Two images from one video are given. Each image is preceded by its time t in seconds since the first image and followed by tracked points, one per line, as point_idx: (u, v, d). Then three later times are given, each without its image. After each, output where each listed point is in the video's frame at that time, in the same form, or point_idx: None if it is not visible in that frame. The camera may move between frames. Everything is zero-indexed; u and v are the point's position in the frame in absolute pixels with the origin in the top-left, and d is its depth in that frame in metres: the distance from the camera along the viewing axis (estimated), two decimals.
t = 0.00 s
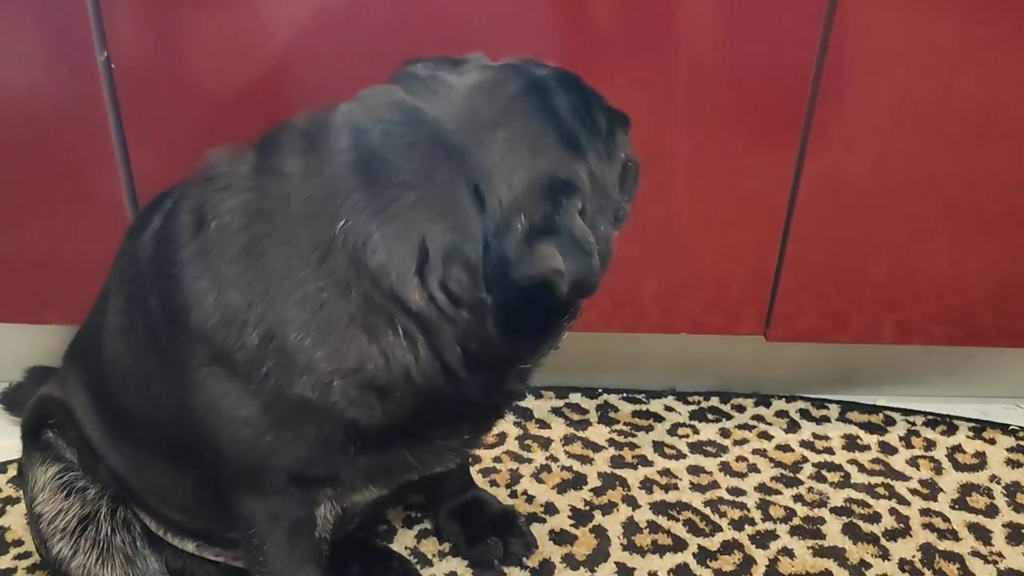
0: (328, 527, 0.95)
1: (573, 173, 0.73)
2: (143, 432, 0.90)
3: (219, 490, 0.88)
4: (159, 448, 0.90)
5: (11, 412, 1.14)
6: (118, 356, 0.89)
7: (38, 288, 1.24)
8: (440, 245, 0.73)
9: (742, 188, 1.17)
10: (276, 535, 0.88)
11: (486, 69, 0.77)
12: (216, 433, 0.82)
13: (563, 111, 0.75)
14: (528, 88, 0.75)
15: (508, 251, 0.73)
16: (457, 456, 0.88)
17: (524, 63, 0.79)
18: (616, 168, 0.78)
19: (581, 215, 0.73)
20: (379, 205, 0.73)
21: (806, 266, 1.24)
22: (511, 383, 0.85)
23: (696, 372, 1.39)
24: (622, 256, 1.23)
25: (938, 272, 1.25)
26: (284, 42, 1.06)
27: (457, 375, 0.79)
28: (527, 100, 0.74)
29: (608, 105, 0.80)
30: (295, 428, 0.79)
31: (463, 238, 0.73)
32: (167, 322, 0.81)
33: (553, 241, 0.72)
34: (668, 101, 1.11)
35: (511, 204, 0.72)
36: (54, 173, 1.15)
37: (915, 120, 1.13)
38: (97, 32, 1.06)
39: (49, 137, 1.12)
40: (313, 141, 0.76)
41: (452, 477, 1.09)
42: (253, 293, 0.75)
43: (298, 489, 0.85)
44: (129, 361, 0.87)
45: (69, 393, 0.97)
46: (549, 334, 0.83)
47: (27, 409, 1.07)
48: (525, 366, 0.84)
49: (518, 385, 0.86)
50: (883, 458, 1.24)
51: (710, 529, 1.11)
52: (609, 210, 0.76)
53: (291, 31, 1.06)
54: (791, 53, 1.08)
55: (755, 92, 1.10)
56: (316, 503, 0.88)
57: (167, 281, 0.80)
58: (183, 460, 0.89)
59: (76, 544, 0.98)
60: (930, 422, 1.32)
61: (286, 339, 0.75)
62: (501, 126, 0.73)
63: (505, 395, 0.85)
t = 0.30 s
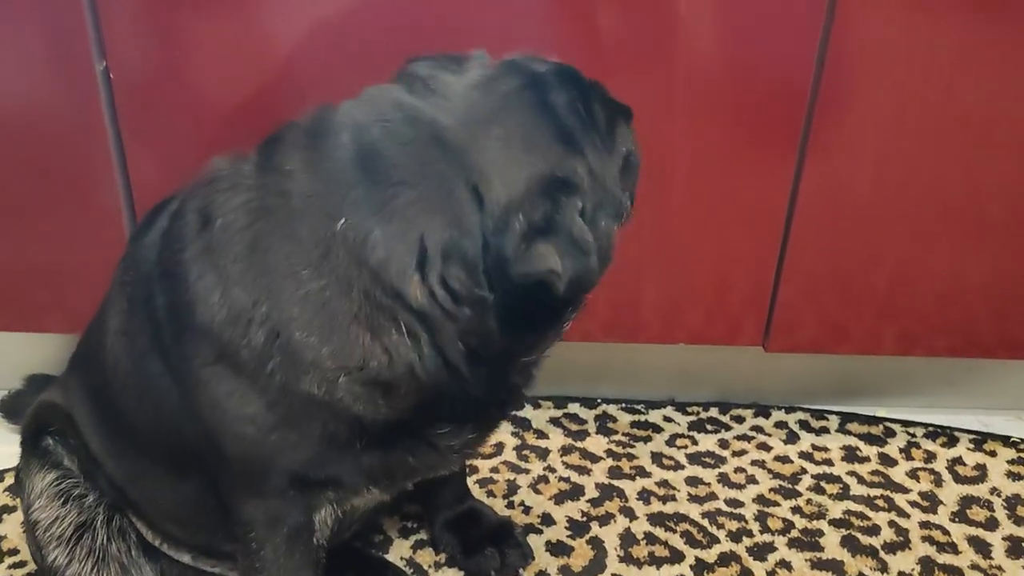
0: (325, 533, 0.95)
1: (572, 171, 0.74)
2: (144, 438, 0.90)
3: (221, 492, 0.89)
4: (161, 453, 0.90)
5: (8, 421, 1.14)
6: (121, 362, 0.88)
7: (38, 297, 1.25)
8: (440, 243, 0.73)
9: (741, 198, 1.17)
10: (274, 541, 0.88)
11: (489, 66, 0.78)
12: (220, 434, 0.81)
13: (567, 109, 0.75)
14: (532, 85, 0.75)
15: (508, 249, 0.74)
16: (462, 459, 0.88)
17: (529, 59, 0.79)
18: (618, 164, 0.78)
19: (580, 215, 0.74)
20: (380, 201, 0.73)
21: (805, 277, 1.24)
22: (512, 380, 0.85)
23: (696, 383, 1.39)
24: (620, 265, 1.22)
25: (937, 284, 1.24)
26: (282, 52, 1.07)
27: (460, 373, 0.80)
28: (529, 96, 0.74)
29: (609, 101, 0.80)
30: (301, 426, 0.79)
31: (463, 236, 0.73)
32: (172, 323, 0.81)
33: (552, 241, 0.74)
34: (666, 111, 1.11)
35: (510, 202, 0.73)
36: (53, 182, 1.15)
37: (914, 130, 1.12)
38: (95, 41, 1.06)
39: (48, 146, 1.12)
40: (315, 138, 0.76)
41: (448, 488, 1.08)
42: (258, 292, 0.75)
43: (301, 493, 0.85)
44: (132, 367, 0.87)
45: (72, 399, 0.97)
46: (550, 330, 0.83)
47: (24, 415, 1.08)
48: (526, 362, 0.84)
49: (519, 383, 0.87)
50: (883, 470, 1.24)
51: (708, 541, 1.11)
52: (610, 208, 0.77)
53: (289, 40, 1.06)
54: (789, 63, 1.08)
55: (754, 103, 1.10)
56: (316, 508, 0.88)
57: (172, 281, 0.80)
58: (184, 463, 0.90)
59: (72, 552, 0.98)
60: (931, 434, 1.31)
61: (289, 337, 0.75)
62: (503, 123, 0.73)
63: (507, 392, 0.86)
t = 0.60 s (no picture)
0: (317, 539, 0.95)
1: (556, 195, 0.71)
2: (139, 443, 0.90)
3: (213, 495, 0.89)
4: (155, 456, 0.90)
5: (5, 426, 1.14)
6: (112, 358, 0.88)
7: (36, 301, 1.25)
8: (413, 244, 0.73)
9: (740, 206, 1.17)
10: (262, 546, 0.88)
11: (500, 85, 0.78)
12: (204, 430, 0.81)
13: (562, 130, 0.74)
14: (533, 101, 0.75)
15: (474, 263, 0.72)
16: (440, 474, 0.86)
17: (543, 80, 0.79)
18: (617, 195, 0.75)
19: (557, 240, 0.71)
20: (361, 197, 0.73)
21: (804, 285, 1.23)
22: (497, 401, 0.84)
23: (695, 390, 1.38)
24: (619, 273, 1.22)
25: (938, 293, 1.24)
26: (281, 59, 1.06)
27: (433, 382, 0.79)
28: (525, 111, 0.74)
29: (623, 132, 0.78)
30: (274, 426, 0.78)
31: (437, 240, 0.73)
32: (160, 311, 0.81)
33: (516, 257, 0.71)
34: (665, 119, 1.10)
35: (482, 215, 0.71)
36: (51, 188, 1.15)
37: (915, 138, 1.12)
38: (94, 48, 1.06)
39: (47, 152, 1.12)
40: (318, 135, 0.78)
41: (446, 495, 1.08)
42: (238, 283, 0.75)
43: (283, 498, 0.85)
44: (122, 365, 0.87)
45: (68, 405, 0.97)
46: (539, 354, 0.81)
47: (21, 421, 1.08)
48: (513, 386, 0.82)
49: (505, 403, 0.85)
50: (883, 479, 1.23)
51: (706, 550, 1.10)
52: (598, 239, 0.74)
53: (287, 47, 1.06)
54: (789, 71, 1.07)
55: (753, 111, 1.10)
56: (304, 514, 0.88)
57: (166, 271, 0.81)
58: (176, 467, 0.90)
59: (66, 559, 0.98)
60: (932, 443, 1.31)
61: (262, 331, 0.75)
62: (494, 134, 0.73)
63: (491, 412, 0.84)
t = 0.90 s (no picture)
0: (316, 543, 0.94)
1: (494, 207, 0.67)
2: (140, 445, 0.90)
3: (216, 499, 0.89)
4: (157, 457, 0.90)
5: (5, 429, 1.14)
6: (115, 356, 0.88)
7: (36, 304, 1.25)
8: (360, 230, 0.71)
9: (740, 211, 1.16)
10: (266, 549, 0.88)
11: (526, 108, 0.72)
12: (209, 427, 0.82)
13: (557, 190, 0.67)
14: (543, 149, 0.67)
15: (422, 297, 0.70)
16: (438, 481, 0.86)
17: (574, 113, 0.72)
18: (591, 274, 0.69)
19: (482, 258, 0.68)
20: (341, 181, 0.72)
21: (805, 290, 1.23)
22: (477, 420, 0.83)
23: (695, 395, 1.38)
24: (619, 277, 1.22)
25: (939, 298, 1.24)
26: (281, 62, 1.06)
27: (402, 398, 0.78)
28: (529, 143, 0.67)
29: (634, 203, 0.70)
30: (274, 423, 0.79)
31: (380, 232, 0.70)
32: (167, 300, 0.82)
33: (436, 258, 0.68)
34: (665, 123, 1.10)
35: (433, 257, 0.67)
36: (51, 191, 1.15)
37: (916, 142, 1.12)
38: (94, 50, 1.06)
39: (47, 154, 1.12)
40: (335, 122, 0.77)
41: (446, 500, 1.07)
42: (240, 273, 0.76)
43: (284, 500, 0.85)
44: (125, 360, 0.88)
45: (66, 407, 0.97)
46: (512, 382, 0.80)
47: (19, 425, 1.07)
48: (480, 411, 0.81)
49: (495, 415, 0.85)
50: (884, 485, 1.23)
51: (706, 555, 1.10)
52: (552, 303, 0.70)
53: (288, 51, 1.06)
54: (790, 75, 1.07)
55: (753, 115, 1.10)
56: (304, 518, 0.87)
57: (174, 264, 0.81)
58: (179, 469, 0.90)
59: (64, 563, 0.97)
60: (933, 448, 1.30)
61: (260, 324, 0.75)
62: (471, 138, 0.69)
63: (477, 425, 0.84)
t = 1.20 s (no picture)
0: (321, 541, 0.95)
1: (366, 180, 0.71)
2: (156, 438, 0.91)
3: (225, 492, 0.89)
4: (175, 448, 0.91)
5: (8, 429, 1.14)
6: (131, 337, 0.90)
7: (39, 305, 1.25)
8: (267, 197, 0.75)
9: (742, 214, 1.16)
10: (273, 544, 0.88)
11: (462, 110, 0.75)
12: (220, 407, 0.83)
13: (410, 181, 0.69)
14: (429, 141, 0.71)
15: (298, 244, 0.72)
16: (448, 475, 0.89)
17: (501, 127, 0.74)
18: (412, 286, 0.70)
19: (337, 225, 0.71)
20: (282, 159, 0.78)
21: (808, 293, 1.23)
22: (398, 429, 0.82)
23: (698, 398, 1.38)
24: (621, 280, 1.22)
25: (942, 301, 1.23)
26: (283, 63, 1.06)
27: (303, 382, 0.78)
28: (424, 135, 0.72)
29: (479, 235, 0.70)
30: (268, 398, 0.80)
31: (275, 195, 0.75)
32: (188, 279, 0.84)
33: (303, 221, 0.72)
34: (668, 124, 1.10)
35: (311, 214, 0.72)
36: (54, 192, 1.15)
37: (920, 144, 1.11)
38: (98, 52, 1.06)
39: (50, 156, 1.13)
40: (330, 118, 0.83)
41: (450, 499, 1.07)
42: (224, 235, 0.78)
43: (293, 494, 0.85)
44: (142, 349, 0.89)
45: (76, 406, 0.98)
46: (407, 390, 0.80)
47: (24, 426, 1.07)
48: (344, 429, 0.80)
49: (461, 415, 0.85)
50: (887, 487, 1.22)
51: (708, 557, 1.09)
52: (392, 292, 0.71)
53: (290, 52, 1.06)
54: (793, 77, 1.07)
55: (755, 119, 1.09)
56: (314, 514, 0.88)
57: (194, 239, 0.84)
58: (194, 461, 0.91)
59: (70, 561, 0.97)
60: (936, 451, 1.30)
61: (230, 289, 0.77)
62: (389, 128, 0.74)
63: (443, 424, 0.84)
